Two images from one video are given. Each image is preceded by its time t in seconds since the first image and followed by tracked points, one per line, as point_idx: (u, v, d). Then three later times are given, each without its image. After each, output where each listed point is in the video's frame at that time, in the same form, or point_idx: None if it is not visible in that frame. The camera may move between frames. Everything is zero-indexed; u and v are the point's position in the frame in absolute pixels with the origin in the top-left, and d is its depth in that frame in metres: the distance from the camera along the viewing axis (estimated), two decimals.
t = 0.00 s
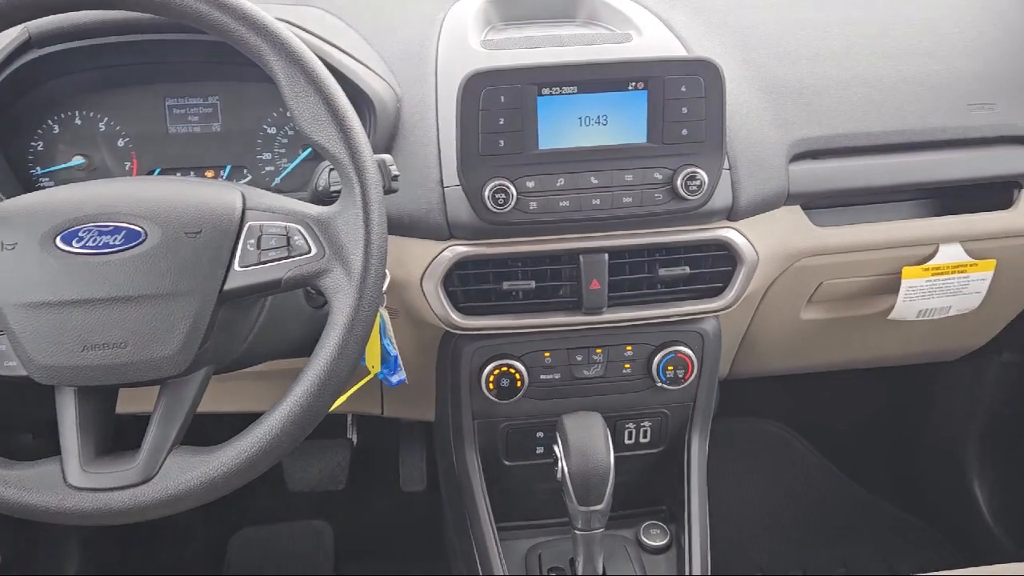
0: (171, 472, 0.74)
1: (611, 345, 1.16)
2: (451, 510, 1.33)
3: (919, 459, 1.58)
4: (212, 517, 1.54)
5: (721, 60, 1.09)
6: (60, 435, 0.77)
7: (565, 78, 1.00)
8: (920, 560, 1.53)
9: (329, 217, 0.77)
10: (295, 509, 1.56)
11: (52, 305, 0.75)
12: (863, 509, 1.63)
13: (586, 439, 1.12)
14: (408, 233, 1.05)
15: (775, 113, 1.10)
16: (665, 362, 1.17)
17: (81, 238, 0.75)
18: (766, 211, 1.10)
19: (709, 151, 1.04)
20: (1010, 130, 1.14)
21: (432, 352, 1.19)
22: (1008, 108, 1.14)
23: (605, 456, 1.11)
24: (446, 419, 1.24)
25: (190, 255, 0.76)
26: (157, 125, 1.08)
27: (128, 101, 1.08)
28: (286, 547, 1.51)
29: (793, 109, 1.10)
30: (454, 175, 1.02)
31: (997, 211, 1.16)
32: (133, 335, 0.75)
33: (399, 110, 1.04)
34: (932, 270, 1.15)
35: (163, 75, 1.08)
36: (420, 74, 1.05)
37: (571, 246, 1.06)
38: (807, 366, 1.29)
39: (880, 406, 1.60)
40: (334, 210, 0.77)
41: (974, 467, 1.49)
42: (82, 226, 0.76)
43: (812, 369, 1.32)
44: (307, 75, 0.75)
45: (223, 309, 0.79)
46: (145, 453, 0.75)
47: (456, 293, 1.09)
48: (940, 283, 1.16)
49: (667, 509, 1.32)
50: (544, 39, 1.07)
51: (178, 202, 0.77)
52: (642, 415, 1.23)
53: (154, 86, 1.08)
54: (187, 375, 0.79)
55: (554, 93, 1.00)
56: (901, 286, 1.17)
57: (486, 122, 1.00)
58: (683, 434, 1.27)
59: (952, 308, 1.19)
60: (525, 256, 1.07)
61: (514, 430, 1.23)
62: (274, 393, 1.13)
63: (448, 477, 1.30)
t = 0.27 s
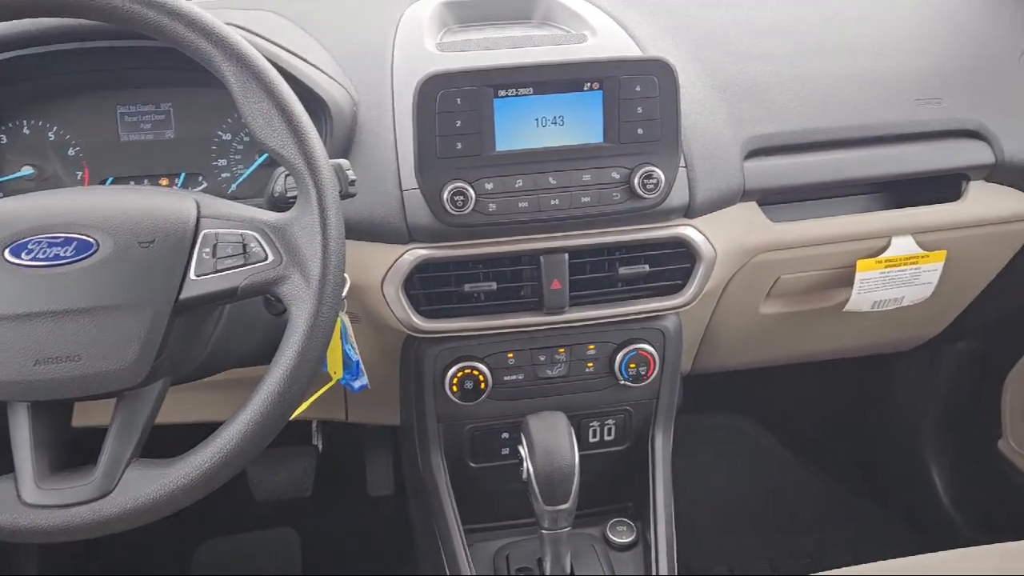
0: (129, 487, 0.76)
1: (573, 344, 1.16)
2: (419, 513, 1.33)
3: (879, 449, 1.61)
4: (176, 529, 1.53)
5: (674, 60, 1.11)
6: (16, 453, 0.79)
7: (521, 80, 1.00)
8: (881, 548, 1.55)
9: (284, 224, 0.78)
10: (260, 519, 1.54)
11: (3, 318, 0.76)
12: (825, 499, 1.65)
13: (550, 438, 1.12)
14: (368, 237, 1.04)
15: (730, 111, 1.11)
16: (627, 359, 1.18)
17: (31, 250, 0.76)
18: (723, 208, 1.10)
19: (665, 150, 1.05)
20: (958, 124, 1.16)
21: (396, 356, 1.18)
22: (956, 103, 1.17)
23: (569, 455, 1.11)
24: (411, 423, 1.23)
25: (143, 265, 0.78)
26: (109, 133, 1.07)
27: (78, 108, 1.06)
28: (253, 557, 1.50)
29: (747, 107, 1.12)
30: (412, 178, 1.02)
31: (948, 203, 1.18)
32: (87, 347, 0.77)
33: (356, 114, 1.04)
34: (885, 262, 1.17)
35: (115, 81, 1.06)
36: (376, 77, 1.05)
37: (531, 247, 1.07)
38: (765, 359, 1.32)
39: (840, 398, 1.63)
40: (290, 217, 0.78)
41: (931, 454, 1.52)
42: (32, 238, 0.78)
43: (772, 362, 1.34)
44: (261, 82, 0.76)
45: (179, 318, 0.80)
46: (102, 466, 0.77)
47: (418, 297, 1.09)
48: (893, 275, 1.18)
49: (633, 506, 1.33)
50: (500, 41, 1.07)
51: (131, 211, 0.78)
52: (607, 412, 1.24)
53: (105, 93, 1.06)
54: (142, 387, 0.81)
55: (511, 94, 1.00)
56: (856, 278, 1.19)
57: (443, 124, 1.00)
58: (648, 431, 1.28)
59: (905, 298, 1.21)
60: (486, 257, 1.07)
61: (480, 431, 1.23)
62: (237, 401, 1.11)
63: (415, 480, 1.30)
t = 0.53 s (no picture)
0: (89, 499, 0.77)
1: (538, 342, 1.16)
2: (387, 517, 1.32)
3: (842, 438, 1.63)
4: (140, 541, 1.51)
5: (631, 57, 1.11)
6: None
7: (478, 79, 1.00)
8: (846, 535, 1.58)
9: (243, 229, 0.78)
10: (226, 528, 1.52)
11: None
12: (790, 489, 1.67)
13: (517, 437, 1.12)
14: (329, 241, 1.03)
15: (687, 108, 1.12)
16: (592, 356, 1.18)
17: None
18: (683, 204, 1.11)
19: (624, 147, 1.06)
20: (910, 117, 1.18)
21: (361, 359, 1.17)
22: (907, 96, 1.19)
23: (536, 453, 1.12)
24: (377, 426, 1.22)
25: (99, 273, 0.78)
26: (61, 140, 1.04)
27: (29, 116, 1.04)
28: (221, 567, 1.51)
29: (704, 103, 1.13)
30: (372, 180, 1.01)
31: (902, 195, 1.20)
32: (43, 357, 0.77)
33: (314, 116, 1.03)
34: (842, 253, 1.19)
35: (66, 87, 1.04)
36: (334, 79, 1.04)
37: (493, 246, 1.06)
38: (728, 352, 1.34)
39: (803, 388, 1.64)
40: (248, 221, 0.78)
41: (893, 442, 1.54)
42: None
43: (733, 355, 1.35)
44: (216, 86, 0.76)
45: (139, 326, 0.80)
46: (60, 480, 0.78)
47: (380, 299, 1.08)
48: (850, 266, 1.20)
49: (602, 503, 1.34)
50: (458, 41, 1.07)
51: (85, 218, 0.78)
52: (573, 410, 1.24)
53: (56, 99, 1.04)
54: (102, 397, 0.81)
55: (469, 95, 1.00)
56: (814, 271, 1.21)
57: (402, 125, 1.00)
58: (614, 427, 1.28)
59: (860, 288, 1.23)
60: (449, 257, 1.06)
61: (447, 432, 1.22)
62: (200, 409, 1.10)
63: (382, 483, 1.29)
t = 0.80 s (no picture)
0: (49, 512, 0.76)
1: (504, 341, 1.16)
2: (357, 520, 1.31)
3: (806, 428, 1.65)
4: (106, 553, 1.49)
5: (589, 55, 1.12)
6: None
7: (437, 78, 1.00)
8: (814, 524, 1.60)
9: (201, 234, 0.78)
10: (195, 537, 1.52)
11: None
12: (758, 480, 1.69)
13: (485, 436, 1.12)
14: (290, 244, 1.02)
15: (647, 104, 1.12)
16: (558, 354, 1.19)
17: None
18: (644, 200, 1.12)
19: (585, 144, 1.06)
20: (865, 109, 1.19)
21: (326, 362, 1.17)
22: (860, 89, 1.20)
23: (505, 452, 1.12)
24: (344, 430, 1.21)
25: (52, 283, 0.77)
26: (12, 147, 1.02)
27: None
28: None
29: (663, 98, 1.13)
30: (332, 182, 1.00)
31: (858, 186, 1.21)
32: None
33: (272, 118, 1.02)
34: (802, 245, 1.20)
35: (17, 92, 1.02)
36: (292, 80, 1.03)
37: (456, 246, 1.06)
38: (692, 345, 1.35)
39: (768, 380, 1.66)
40: (206, 225, 0.78)
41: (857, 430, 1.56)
42: None
43: (698, 348, 1.37)
44: (169, 89, 0.76)
45: (95, 335, 0.79)
46: (17, 495, 0.76)
47: (344, 302, 1.07)
48: (810, 257, 1.22)
49: (572, 499, 1.34)
50: (415, 41, 1.07)
51: (36, 227, 0.77)
52: (540, 408, 1.25)
53: (6, 105, 1.02)
54: (58, 408, 0.80)
55: (429, 94, 1.00)
56: (775, 263, 1.22)
57: (361, 126, 0.99)
58: (582, 423, 1.29)
59: (823, 279, 1.25)
60: (412, 258, 1.06)
61: (414, 434, 1.22)
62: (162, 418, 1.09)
63: (351, 487, 1.28)
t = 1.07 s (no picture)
0: (11, 527, 0.75)
1: (471, 341, 1.16)
2: (326, 524, 1.30)
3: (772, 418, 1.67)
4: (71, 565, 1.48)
5: (549, 53, 1.12)
6: None
7: (397, 79, 0.99)
8: (782, 514, 1.62)
9: (159, 240, 0.77)
10: (162, 546, 1.51)
11: None
12: (726, 472, 1.71)
13: (453, 435, 1.12)
14: (252, 248, 1.01)
15: (607, 101, 1.13)
16: (525, 352, 1.19)
17: None
18: (606, 197, 1.12)
19: (546, 142, 1.06)
20: (821, 103, 1.21)
21: (291, 366, 1.16)
22: (816, 83, 1.22)
23: (473, 451, 1.12)
24: (312, 434, 1.21)
25: (7, 294, 0.76)
26: None
27: None
28: None
29: (623, 95, 1.14)
30: (293, 184, 1.00)
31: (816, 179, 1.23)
32: None
33: (231, 121, 1.01)
34: (763, 239, 1.22)
35: None
36: (249, 83, 1.02)
37: (420, 246, 1.06)
38: (657, 340, 1.36)
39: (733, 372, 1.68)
40: (165, 232, 0.77)
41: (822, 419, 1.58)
42: None
43: (663, 343, 1.38)
44: (124, 94, 0.75)
45: (52, 345, 0.78)
46: None
47: (308, 305, 1.07)
48: (771, 250, 1.23)
49: (542, 496, 1.34)
50: (374, 41, 1.06)
51: None
52: (508, 406, 1.25)
53: None
54: (17, 421, 0.79)
55: (389, 94, 0.99)
56: (736, 256, 1.23)
57: (321, 128, 0.98)
58: (550, 421, 1.29)
59: (783, 272, 1.27)
60: (376, 259, 1.05)
61: (383, 436, 1.21)
62: (124, 428, 1.07)
63: (320, 491, 1.27)
